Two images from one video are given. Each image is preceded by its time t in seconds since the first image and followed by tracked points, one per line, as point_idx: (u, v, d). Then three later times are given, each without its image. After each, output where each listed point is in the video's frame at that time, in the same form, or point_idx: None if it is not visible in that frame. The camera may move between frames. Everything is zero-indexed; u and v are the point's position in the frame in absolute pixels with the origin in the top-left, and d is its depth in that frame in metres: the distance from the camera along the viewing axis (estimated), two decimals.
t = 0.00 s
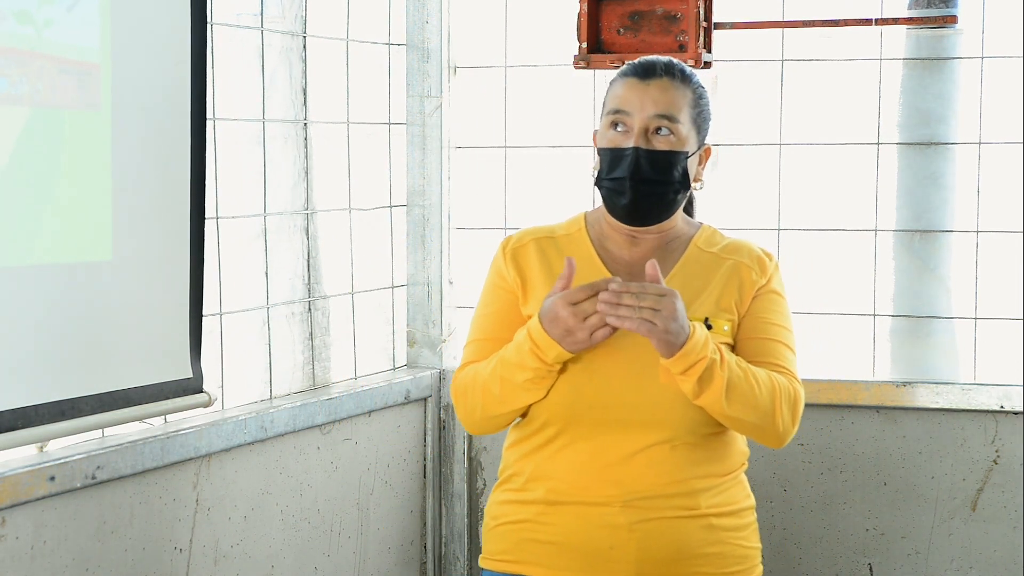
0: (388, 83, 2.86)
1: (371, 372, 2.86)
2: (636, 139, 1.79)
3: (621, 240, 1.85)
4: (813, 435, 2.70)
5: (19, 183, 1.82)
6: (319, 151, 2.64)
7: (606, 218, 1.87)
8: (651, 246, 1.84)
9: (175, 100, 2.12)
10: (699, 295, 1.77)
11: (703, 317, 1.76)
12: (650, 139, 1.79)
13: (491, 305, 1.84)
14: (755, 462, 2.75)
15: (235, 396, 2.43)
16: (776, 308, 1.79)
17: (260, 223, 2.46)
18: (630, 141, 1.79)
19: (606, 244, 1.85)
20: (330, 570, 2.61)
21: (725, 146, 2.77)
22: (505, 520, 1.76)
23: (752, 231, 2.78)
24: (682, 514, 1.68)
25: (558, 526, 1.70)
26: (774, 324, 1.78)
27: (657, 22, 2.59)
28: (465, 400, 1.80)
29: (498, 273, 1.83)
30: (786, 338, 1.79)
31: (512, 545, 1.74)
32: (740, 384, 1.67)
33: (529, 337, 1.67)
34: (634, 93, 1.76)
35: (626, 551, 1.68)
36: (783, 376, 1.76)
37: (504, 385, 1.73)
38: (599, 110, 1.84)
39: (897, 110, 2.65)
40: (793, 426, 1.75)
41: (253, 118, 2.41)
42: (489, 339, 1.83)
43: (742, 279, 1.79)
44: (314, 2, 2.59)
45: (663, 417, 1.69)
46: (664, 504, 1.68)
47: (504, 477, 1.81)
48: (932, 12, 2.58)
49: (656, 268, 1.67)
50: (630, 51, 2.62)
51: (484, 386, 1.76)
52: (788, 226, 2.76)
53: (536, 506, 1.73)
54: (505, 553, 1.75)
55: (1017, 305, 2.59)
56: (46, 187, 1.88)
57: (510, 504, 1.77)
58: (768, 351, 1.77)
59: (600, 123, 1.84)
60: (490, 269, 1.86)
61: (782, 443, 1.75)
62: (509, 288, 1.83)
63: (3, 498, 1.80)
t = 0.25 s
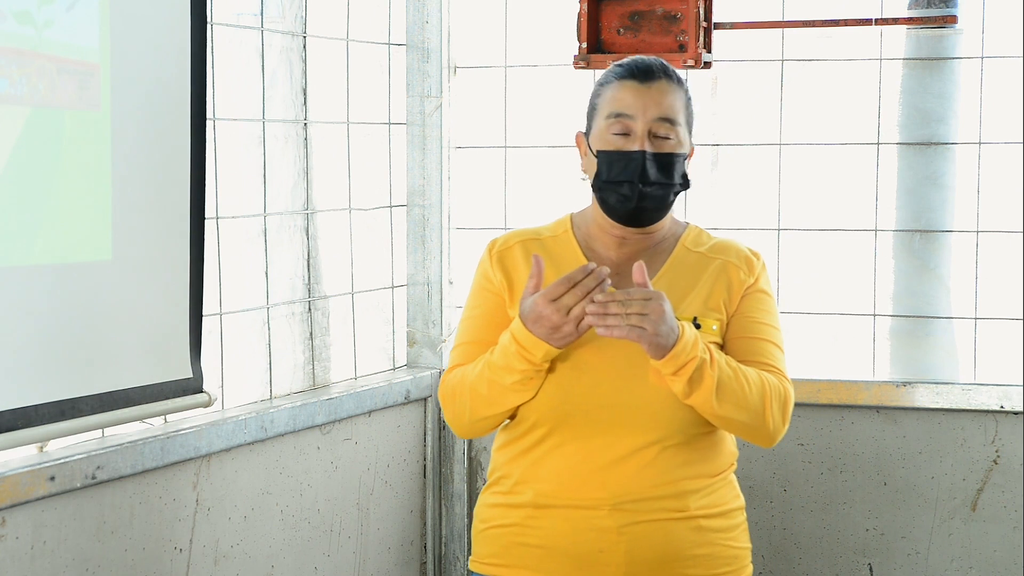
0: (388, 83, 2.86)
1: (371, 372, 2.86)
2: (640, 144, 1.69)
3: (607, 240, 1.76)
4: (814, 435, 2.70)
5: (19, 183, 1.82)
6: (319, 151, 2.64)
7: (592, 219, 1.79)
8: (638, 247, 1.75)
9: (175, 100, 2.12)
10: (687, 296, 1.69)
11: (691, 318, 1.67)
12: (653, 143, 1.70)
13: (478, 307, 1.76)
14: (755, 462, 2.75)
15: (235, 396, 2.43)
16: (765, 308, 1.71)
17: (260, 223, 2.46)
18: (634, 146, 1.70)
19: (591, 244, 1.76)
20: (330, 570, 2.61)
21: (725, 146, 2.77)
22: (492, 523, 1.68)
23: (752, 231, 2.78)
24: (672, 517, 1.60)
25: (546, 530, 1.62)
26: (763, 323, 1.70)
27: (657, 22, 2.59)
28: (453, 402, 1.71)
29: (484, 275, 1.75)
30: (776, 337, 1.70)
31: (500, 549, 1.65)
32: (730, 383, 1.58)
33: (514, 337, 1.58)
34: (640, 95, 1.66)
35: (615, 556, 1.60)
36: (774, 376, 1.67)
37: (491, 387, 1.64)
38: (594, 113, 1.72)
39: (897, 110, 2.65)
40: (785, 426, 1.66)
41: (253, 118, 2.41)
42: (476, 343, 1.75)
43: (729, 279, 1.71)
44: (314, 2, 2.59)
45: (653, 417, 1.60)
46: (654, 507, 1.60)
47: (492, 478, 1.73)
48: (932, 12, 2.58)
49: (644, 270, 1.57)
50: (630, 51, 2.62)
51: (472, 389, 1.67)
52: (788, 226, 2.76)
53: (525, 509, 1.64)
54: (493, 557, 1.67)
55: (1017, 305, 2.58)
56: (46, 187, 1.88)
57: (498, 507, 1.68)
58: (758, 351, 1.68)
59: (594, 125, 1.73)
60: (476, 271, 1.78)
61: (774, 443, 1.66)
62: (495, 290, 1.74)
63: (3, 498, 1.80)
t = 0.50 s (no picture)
0: (388, 83, 2.86)
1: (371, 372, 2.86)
2: (644, 143, 1.64)
3: (591, 240, 1.71)
4: (813, 435, 2.70)
5: (18, 182, 1.82)
6: (319, 151, 2.64)
7: (574, 219, 1.73)
8: (623, 246, 1.71)
9: (175, 100, 2.12)
10: (674, 293, 1.65)
11: (679, 316, 1.63)
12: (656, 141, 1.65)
13: (461, 311, 1.70)
14: (755, 462, 2.75)
15: (235, 396, 2.43)
16: (750, 303, 1.68)
17: (260, 223, 2.46)
18: (637, 145, 1.64)
19: (575, 244, 1.71)
20: (330, 570, 2.61)
21: (725, 146, 2.77)
22: (480, 526, 1.63)
23: (752, 231, 2.77)
24: (664, 517, 1.56)
25: (536, 533, 1.58)
26: (748, 319, 1.67)
27: (658, 22, 2.59)
28: (439, 408, 1.66)
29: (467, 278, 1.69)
30: (762, 332, 1.67)
31: (489, 551, 1.61)
32: (721, 380, 1.55)
33: (506, 342, 1.52)
34: (643, 93, 1.61)
35: (607, 558, 1.55)
36: (762, 372, 1.64)
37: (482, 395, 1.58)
38: (590, 115, 1.65)
39: (897, 110, 2.65)
40: (774, 422, 1.64)
41: (253, 118, 2.41)
42: (460, 349, 1.69)
43: (714, 275, 1.67)
44: (314, 2, 2.59)
45: (642, 417, 1.56)
46: (646, 508, 1.55)
47: (479, 480, 1.68)
48: (932, 12, 2.58)
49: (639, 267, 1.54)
50: (630, 51, 2.62)
51: (461, 396, 1.61)
52: (788, 226, 2.75)
53: (514, 511, 1.60)
54: (482, 559, 1.63)
55: (1017, 305, 2.58)
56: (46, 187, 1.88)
57: (486, 510, 1.64)
58: (745, 347, 1.64)
59: (590, 126, 1.66)
60: (458, 274, 1.72)
61: (763, 440, 1.63)
62: (479, 293, 1.68)
63: (3, 498, 1.80)
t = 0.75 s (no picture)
0: (388, 83, 2.85)
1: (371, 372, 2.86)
2: (633, 139, 1.63)
3: (576, 240, 1.69)
4: (813, 435, 2.70)
5: (18, 182, 1.82)
6: (319, 151, 2.64)
7: (558, 218, 1.71)
8: (608, 245, 1.69)
9: (175, 100, 2.12)
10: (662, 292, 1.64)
11: (668, 315, 1.62)
12: (644, 137, 1.64)
13: (446, 312, 1.67)
14: (755, 462, 2.75)
15: (235, 396, 2.43)
16: (736, 301, 1.68)
17: (260, 223, 2.46)
18: (626, 141, 1.63)
19: (560, 245, 1.69)
20: (330, 570, 2.61)
21: (725, 146, 2.77)
22: (471, 529, 1.62)
23: (753, 231, 2.77)
24: (658, 517, 1.56)
25: (531, 534, 1.56)
26: (735, 317, 1.67)
27: (657, 22, 2.58)
28: (429, 411, 1.63)
29: (453, 278, 1.66)
30: (747, 330, 1.68)
31: (482, 554, 1.60)
32: (713, 379, 1.55)
33: (502, 342, 1.51)
34: (629, 90, 1.60)
35: (602, 558, 1.55)
36: (749, 370, 1.64)
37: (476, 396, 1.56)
38: (576, 113, 1.64)
39: (897, 110, 2.65)
40: (762, 419, 1.64)
41: (253, 118, 2.41)
42: (446, 351, 1.66)
43: (701, 273, 1.67)
44: (315, 2, 2.58)
45: (636, 417, 1.55)
46: (640, 508, 1.55)
47: (468, 482, 1.66)
48: (932, 12, 2.57)
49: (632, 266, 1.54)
50: (630, 51, 2.60)
51: (454, 398, 1.59)
52: (788, 226, 2.75)
53: (508, 513, 1.58)
54: (475, 562, 1.61)
55: (1017, 305, 2.58)
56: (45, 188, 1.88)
57: (477, 512, 1.62)
58: (732, 346, 1.65)
59: (577, 124, 1.64)
60: (443, 275, 1.69)
61: (752, 438, 1.64)
62: (466, 294, 1.66)
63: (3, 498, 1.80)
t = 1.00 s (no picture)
0: (388, 83, 2.84)
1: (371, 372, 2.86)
2: (620, 134, 1.62)
3: (563, 240, 1.68)
4: (813, 435, 2.70)
5: (17, 182, 1.83)
6: (319, 151, 2.64)
7: (544, 218, 1.70)
8: (595, 243, 1.68)
9: (174, 100, 2.12)
10: (650, 290, 1.62)
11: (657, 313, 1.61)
12: (630, 132, 1.64)
13: (434, 314, 1.65)
14: (755, 462, 2.75)
15: (235, 396, 2.44)
16: (722, 298, 1.67)
17: (259, 223, 2.47)
18: (613, 136, 1.62)
19: (547, 244, 1.68)
20: (330, 570, 2.61)
21: (726, 146, 2.77)
22: (466, 531, 1.59)
23: (753, 231, 2.77)
24: (654, 513, 1.55)
25: (528, 534, 1.55)
26: (721, 314, 1.66)
27: (658, 22, 2.58)
28: (421, 413, 1.62)
29: (440, 280, 1.65)
30: (734, 326, 1.67)
31: (479, 556, 1.58)
32: (704, 375, 1.54)
33: (494, 340, 1.50)
34: (614, 85, 1.60)
35: (600, 556, 1.54)
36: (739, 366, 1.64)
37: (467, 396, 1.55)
38: (561, 108, 1.63)
39: (897, 110, 2.65)
40: (752, 415, 1.64)
41: (253, 118, 2.42)
42: (434, 352, 1.65)
43: (688, 271, 1.66)
44: (315, 2, 2.58)
45: (630, 414, 1.54)
46: (636, 505, 1.54)
47: (461, 485, 1.64)
48: (932, 12, 2.56)
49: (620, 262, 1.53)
50: (630, 51, 2.60)
51: (445, 399, 1.57)
52: (788, 226, 2.75)
53: (504, 514, 1.57)
54: (471, 564, 1.59)
55: (1017, 305, 2.58)
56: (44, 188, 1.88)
57: (472, 514, 1.60)
58: (720, 342, 1.64)
59: (563, 121, 1.64)
60: (429, 277, 1.67)
61: (742, 434, 1.64)
62: (453, 295, 1.64)
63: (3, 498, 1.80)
